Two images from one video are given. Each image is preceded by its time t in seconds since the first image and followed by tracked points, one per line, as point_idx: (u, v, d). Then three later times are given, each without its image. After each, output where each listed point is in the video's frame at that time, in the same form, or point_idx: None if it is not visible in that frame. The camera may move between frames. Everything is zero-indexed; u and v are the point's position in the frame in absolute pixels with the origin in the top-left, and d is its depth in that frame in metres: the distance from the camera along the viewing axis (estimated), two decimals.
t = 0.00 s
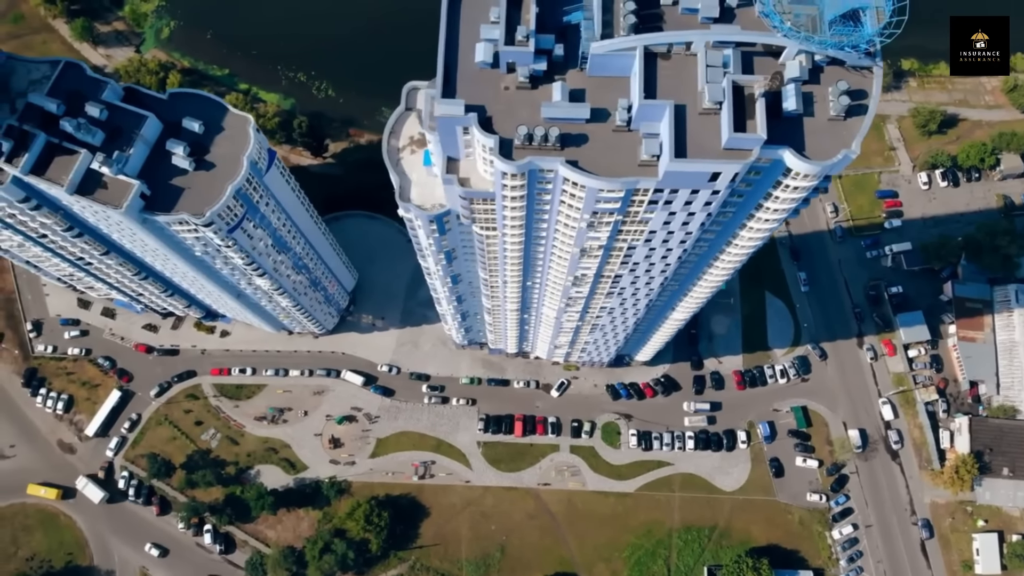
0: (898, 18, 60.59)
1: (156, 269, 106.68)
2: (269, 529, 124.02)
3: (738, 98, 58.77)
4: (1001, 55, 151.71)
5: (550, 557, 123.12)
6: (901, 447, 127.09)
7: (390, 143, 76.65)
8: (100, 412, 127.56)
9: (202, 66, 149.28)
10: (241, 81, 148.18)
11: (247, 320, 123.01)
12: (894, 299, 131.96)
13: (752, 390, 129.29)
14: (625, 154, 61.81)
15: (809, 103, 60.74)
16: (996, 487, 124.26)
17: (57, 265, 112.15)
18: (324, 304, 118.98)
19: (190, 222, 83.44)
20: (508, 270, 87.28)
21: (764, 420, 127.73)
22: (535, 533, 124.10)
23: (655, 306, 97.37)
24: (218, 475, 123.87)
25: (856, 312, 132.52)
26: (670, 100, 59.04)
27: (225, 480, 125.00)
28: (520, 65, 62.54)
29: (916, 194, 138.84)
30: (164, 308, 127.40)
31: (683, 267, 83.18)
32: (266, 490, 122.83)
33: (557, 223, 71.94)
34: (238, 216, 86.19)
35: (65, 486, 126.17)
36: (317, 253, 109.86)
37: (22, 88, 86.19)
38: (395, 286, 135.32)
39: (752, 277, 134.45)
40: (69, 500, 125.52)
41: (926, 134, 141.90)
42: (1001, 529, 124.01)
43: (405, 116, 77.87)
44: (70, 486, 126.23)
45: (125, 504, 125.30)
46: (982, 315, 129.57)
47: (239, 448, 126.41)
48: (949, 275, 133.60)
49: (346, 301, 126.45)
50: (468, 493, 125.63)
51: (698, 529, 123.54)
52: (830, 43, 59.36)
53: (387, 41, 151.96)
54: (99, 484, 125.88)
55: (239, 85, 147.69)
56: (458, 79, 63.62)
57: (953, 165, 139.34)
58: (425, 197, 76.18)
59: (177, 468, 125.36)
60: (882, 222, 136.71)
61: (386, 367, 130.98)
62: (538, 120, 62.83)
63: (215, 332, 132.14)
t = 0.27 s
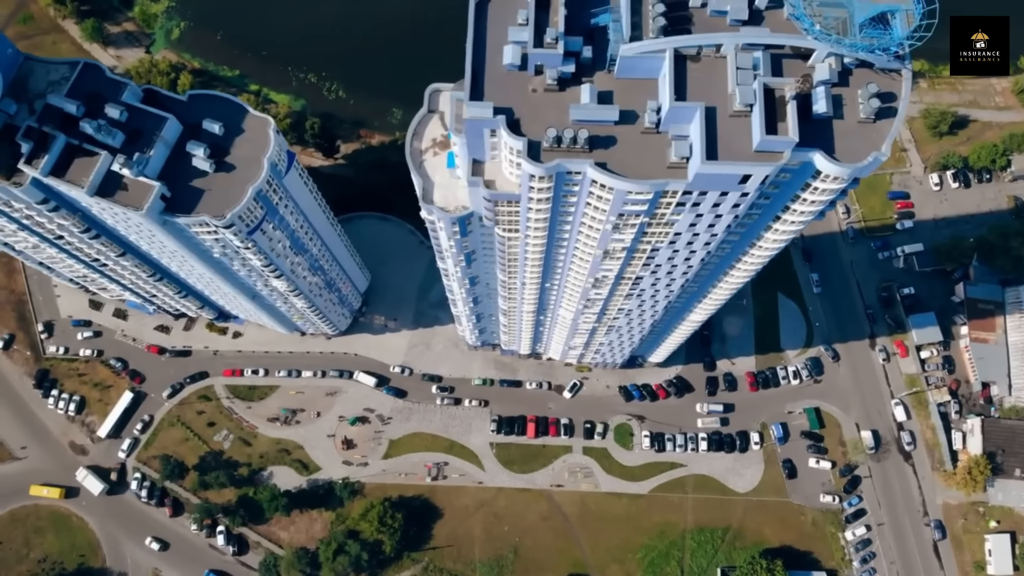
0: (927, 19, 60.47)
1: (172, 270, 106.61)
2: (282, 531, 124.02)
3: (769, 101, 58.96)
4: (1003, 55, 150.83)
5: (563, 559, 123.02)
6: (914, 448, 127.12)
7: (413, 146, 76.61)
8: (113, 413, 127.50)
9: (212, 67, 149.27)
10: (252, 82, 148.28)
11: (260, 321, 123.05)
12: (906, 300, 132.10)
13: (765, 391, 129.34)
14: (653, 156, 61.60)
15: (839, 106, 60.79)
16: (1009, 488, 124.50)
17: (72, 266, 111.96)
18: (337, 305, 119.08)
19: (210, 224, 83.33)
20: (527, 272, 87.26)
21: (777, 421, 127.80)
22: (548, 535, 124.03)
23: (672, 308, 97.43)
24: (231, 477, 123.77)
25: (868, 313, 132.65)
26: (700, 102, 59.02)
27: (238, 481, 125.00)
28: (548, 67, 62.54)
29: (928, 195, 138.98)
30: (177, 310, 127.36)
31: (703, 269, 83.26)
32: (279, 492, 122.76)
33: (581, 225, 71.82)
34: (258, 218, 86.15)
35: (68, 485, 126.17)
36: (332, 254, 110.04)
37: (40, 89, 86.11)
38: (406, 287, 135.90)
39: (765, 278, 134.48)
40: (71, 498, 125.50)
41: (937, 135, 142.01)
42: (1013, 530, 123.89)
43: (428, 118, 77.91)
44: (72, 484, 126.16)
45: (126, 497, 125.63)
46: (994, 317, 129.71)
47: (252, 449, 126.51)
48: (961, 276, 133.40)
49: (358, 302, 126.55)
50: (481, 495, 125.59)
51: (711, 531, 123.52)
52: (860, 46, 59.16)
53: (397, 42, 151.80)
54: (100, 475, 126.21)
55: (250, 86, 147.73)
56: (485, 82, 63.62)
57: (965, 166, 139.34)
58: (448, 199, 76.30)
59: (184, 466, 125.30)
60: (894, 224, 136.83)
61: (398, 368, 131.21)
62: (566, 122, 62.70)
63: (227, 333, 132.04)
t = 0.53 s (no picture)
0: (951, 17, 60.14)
1: (183, 271, 106.51)
2: (292, 532, 124.14)
3: (792, 103, 59.05)
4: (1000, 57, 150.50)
5: (573, 560, 122.98)
6: (923, 449, 127.12)
7: (429, 147, 76.53)
8: (122, 414, 127.48)
9: (220, 68, 149.29)
10: (259, 83, 148.39)
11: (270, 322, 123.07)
12: (915, 301, 132.32)
13: (774, 392, 129.44)
14: (674, 158, 61.56)
15: (860, 108, 60.88)
16: (1018, 489, 124.77)
17: (83, 267, 111.91)
18: (347, 306, 119.17)
19: (225, 225, 83.30)
20: (542, 274, 87.23)
21: (787, 422, 127.87)
22: (558, 536, 124.01)
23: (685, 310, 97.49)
24: (241, 477, 123.80)
25: (877, 314, 132.74)
26: (723, 104, 59.01)
27: (247, 482, 124.98)
28: (569, 69, 62.54)
29: (936, 196, 139.03)
30: (186, 311, 127.30)
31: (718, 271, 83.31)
32: (289, 493, 122.74)
33: (598, 227, 71.75)
34: (273, 219, 86.11)
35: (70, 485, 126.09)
36: (343, 255, 110.11)
37: (54, 89, 86.76)
38: (414, 288, 135.79)
39: (774, 279, 134.57)
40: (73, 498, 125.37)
41: (945, 136, 141.97)
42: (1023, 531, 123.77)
43: (445, 119, 77.31)
44: (74, 485, 126.05)
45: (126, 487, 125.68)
46: (1003, 318, 129.41)
47: (261, 450, 126.50)
48: (970, 277, 133.56)
49: (368, 303, 126.61)
50: (490, 496, 125.55)
51: (720, 532, 123.35)
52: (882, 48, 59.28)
53: (404, 43, 151.64)
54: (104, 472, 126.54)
55: (257, 87, 147.79)
56: (505, 83, 63.60)
57: (973, 167, 139.10)
58: (465, 200, 76.42)
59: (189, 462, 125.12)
60: (902, 225, 136.96)
61: (407, 369, 131.23)
62: (586, 124, 62.70)
63: (236, 334, 132.07)
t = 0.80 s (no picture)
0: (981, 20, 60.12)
1: (199, 272, 106.40)
2: (305, 533, 124.17)
3: (823, 106, 59.11)
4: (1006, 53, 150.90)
5: (586, 561, 122.93)
6: (936, 450, 127.10)
7: (452, 149, 76.48)
8: (134, 415, 127.46)
9: (230, 69, 149.19)
10: (270, 84, 148.37)
11: (283, 323, 123.08)
12: (927, 302, 132.42)
13: (787, 394, 129.61)
14: (704, 160, 61.53)
15: (890, 110, 60.93)
16: None
17: (97, 268, 111.82)
18: (361, 307, 119.22)
19: (246, 227, 83.24)
20: (561, 276, 87.24)
21: (800, 424, 128.00)
22: (571, 537, 123.97)
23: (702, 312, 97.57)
24: (255, 478, 123.94)
25: (890, 315, 132.91)
26: (754, 107, 59.03)
27: (261, 483, 125.03)
28: (597, 71, 62.49)
29: (947, 197, 139.01)
30: (199, 312, 127.24)
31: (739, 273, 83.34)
32: (303, 495, 122.80)
33: (623, 229, 71.64)
34: (293, 221, 86.07)
35: (74, 485, 125.62)
36: (358, 256, 110.14)
37: (73, 90, 87.17)
38: (427, 289, 135.91)
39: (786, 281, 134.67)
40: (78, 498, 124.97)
41: (956, 137, 141.90)
42: None
43: (467, 121, 76.90)
44: (79, 485, 125.57)
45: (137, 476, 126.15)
46: (1015, 319, 129.32)
47: (274, 451, 126.64)
48: (982, 278, 133.21)
49: (380, 304, 126.62)
50: (503, 497, 125.51)
51: (734, 533, 123.34)
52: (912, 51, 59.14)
53: (414, 43, 151.34)
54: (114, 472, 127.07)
55: (269, 88, 147.80)
56: (533, 86, 63.54)
57: (984, 168, 138.87)
58: (488, 202, 76.50)
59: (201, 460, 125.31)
60: (914, 226, 137.09)
61: (420, 370, 131.22)
62: (615, 127, 62.65)
63: (249, 335, 132.14)
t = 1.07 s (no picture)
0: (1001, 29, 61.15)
1: (212, 274, 106.26)
2: (316, 535, 124.32)
3: (848, 108, 59.17)
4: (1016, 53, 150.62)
5: (597, 562, 122.83)
6: (946, 451, 127.04)
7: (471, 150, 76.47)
8: (145, 417, 127.46)
9: (239, 69, 149.21)
10: (279, 85, 148.51)
11: (294, 324, 123.07)
12: (937, 303, 132.54)
13: (797, 395, 129.88)
14: (728, 162, 61.51)
15: (914, 112, 60.97)
16: None
17: (109, 270, 111.80)
18: (372, 309, 119.29)
19: (264, 229, 83.15)
20: (578, 278, 87.23)
21: (810, 425, 128.16)
22: (582, 538, 123.81)
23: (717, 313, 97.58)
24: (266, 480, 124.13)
25: (900, 317, 133.07)
26: (779, 109, 59.08)
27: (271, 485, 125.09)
28: (621, 73, 62.46)
29: (956, 198, 139.05)
30: (210, 313, 127.25)
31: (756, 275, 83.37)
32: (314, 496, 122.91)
33: (642, 231, 71.51)
34: (309, 223, 86.00)
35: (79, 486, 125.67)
36: (371, 257, 110.13)
37: (89, 92, 86.90)
38: (437, 291, 135.97)
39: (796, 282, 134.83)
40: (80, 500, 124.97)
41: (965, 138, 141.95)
42: None
43: (485, 123, 76.38)
44: (81, 487, 125.58)
45: (145, 474, 126.41)
46: None
47: (285, 453, 127.05)
48: (991, 278, 133.34)
49: (391, 305, 126.64)
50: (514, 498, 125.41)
51: (745, 534, 123.27)
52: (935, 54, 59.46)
53: (423, 44, 151.29)
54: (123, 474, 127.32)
55: (277, 89, 147.89)
56: (556, 88, 63.49)
57: (993, 168, 138.77)
58: (507, 204, 76.54)
59: (212, 460, 125.56)
60: (923, 227, 137.18)
61: (430, 371, 131.22)
62: (638, 129, 62.63)
63: (259, 336, 132.30)
